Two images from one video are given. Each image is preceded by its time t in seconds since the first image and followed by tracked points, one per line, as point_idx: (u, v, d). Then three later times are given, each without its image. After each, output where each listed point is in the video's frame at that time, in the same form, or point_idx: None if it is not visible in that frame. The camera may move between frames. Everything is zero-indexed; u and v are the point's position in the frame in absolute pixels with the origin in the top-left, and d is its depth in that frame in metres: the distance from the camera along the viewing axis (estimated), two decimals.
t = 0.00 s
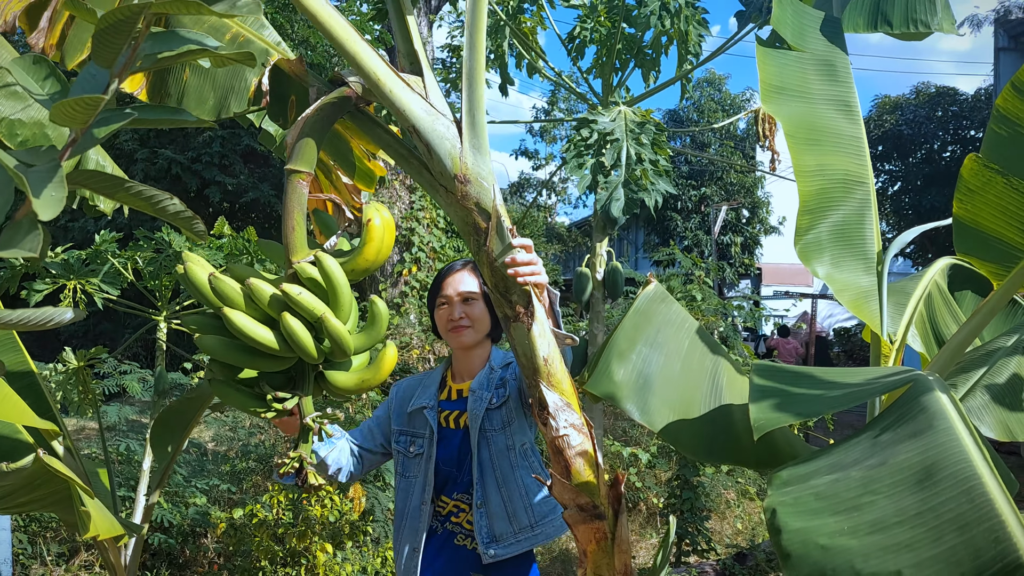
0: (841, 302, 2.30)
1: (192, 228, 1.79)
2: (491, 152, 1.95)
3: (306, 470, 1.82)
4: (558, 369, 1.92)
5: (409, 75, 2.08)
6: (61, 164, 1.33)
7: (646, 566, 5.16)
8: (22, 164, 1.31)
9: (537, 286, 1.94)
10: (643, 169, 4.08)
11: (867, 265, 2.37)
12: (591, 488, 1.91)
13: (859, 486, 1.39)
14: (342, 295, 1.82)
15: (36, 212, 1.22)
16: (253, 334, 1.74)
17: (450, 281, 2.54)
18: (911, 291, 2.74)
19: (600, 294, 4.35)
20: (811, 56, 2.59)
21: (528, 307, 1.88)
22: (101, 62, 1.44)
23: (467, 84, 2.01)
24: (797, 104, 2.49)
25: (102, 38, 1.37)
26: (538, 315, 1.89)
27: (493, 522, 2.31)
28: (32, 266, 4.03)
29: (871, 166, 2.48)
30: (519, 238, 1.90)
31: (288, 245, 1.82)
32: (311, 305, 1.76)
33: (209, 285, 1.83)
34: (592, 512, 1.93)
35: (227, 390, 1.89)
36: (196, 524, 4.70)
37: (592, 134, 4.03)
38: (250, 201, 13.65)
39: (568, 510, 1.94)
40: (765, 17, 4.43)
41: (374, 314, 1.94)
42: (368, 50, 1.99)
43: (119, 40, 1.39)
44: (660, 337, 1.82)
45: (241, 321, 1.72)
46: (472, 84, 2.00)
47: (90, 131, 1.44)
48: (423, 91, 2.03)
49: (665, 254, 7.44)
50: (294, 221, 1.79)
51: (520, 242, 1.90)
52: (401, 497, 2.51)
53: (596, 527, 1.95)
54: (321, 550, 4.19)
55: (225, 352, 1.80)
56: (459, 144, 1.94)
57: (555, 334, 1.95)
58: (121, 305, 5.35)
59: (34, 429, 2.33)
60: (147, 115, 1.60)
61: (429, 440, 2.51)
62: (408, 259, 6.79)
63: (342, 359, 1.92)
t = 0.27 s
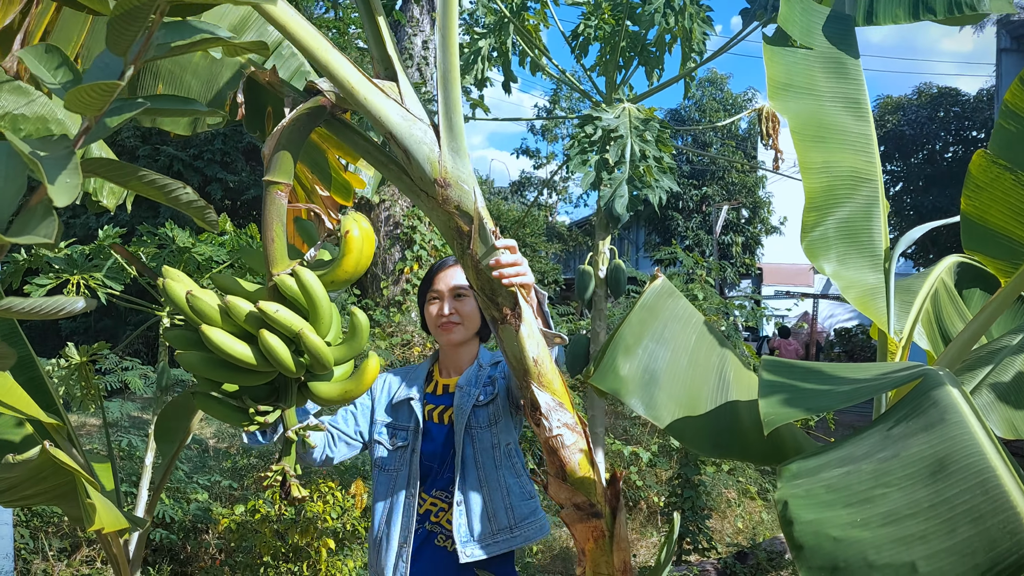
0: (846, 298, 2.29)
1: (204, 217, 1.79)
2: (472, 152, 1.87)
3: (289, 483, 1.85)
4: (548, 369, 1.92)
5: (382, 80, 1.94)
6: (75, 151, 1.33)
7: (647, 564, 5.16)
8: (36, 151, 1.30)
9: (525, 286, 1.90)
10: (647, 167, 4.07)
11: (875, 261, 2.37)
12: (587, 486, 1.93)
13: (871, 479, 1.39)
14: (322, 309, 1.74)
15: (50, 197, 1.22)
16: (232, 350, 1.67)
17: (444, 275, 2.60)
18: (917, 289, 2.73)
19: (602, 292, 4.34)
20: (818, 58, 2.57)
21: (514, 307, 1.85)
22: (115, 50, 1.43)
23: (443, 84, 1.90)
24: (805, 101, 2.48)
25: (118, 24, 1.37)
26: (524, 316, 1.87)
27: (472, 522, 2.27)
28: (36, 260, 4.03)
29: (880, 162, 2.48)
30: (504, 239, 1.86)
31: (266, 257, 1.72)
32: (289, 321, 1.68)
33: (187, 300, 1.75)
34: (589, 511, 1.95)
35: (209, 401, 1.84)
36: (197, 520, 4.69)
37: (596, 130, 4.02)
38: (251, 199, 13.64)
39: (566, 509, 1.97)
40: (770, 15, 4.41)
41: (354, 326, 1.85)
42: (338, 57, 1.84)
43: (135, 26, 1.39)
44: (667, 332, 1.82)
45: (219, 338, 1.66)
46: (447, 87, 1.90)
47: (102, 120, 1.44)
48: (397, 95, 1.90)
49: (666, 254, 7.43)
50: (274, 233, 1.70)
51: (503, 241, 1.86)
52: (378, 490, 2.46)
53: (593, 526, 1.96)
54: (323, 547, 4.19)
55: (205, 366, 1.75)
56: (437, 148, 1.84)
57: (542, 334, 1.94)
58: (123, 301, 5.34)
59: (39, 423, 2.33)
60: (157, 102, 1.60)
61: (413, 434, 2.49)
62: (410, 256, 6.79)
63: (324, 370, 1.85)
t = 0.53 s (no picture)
0: (853, 296, 2.28)
1: (209, 212, 1.80)
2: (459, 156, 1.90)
3: (279, 491, 2.11)
4: (543, 369, 1.90)
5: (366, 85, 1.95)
6: (81, 142, 1.33)
7: (649, 564, 5.14)
8: (41, 143, 1.30)
9: (516, 288, 1.90)
10: (651, 165, 4.07)
11: (880, 259, 2.36)
12: (586, 485, 1.90)
13: (879, 478, 1.39)
14: (310, 317, 1.68)
15: (56, 189, 1.22)
16: (219, 361, 1.62)
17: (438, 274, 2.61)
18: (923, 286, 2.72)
19: (605, 291, 4.33)
20: (821, 55, 2.57)
21: (507, 308, 1.85)
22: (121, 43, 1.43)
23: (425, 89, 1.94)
24: (811, 98, 2.47)
25: (124, 15, 1.37)
26: (518, 317, 1.86)
27: (455, 522, 2.26)
28: (39, 258, 4.03)
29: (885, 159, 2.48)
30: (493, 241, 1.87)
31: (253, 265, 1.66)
32: (277, 331, 1.62)
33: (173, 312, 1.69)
34: (588, 510, 1.92)
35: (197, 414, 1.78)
36: (200, 517, 4.70)
37: (600, 128, 4.01)
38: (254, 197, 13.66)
39: (565, 509, 1.94)
40: (774, 13, 4.40)
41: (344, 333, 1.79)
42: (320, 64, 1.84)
43: (140, 19, 1.39)
44: (672, 328, 1.82)
45: (205, 349, 1.60)
46: (432, 88, 1.92)
47: (108, 112, 1.43)
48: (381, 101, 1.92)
49: (669, 253, 7.42)
50: (262, 244, 1.66)
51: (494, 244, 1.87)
52: (360, 485, 2.46)
53: (593, 525, 1.94)
54: (325, 545, 4.19)
55: (192, 379, 1.69)
56: (424, 151, 1.86)
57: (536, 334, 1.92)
58: (126, 299, 5.34)
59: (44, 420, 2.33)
60: (163, 95, 1.60)
61: (402, 431, 2.49)
62: (413, 255, 6.79)
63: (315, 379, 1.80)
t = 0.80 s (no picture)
0: (856, 290, 2.27)
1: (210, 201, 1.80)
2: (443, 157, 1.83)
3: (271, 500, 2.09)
4: (535, 369, 1.87)
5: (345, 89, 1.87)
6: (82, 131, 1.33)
7: (652, 560, 5.14)
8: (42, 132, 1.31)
9: (505, 287, 1.87)
10: (654, 160, 4.06)
11: (884, 253, 2.35)
12: (582, 482, 1.89)
13: (883, 471, 1.39)
14: (299, 323, 1.67)
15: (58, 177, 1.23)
16: (207, 369, 1.61)
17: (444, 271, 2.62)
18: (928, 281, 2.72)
19: (608, 287, 4.33)
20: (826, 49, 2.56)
21: (496, 309, 1.80)
22: (123, 31, 1.44)
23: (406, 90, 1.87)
24: (816, 92, 2.47)
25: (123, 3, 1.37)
26: (507, 316, 1.81)
27: (470, 518, 2.27)
28: (43, 254, 4.03)
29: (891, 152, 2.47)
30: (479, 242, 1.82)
31: (239, 274, 1.64)
32: (265, 337, 1.62)
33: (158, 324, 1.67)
34: (585, 506, 1.91)
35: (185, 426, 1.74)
36: (204, 513, 4.72)
37: (604, 124, 4.00)
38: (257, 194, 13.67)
39: (562, 506, 1.93)
40: (778, 8, 4.38)
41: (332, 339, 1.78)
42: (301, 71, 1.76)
43: (140, 8, 1.39)
44: (676, 322, 1.82)
45: (193, 358, 1.59)
46: (411, 90, 1.87)
47: (108, 101, 1.44)
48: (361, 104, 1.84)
49: (672, 249, 7.40)
50: (245, 252, 1.62)
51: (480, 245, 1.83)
52: (372, 480, 2.47)
53: (589, 521, 1.93)
54: (329, 541, 4.20)
55: (180, 390, 1.67)
56: (406, 154, 1.79)
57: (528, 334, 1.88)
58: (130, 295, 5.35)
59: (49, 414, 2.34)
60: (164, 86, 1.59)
61: (414, 426, 2.49)
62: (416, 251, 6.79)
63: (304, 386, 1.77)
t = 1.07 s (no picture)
0: (863, 288, 2.27)
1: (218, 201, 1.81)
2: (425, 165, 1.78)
3: (257, 524, 1.83)
4: (529, 372, 1.83)
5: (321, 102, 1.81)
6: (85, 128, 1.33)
7: (660, 558, 5.13)
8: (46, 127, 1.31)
9: (494, 293, 1.84)
10: (661, 158, 4.04)
11: (891, 252, 2.34)
12: (579, 484, 1.86)
13: (887, 469, 1.39)
14: (278, 342, 1.63)
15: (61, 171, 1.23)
16: (185, 394, 1.58)
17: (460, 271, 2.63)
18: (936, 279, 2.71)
19: (615, 286, 4.32)
20: (832, 45, 2.56)
21: (485, 315, 1.79)
22: (123, 29, 1.42)
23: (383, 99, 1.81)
24: (823, 90, 2.46)
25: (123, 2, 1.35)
26: (497, 321, 1.79)
27: (490, 518, 2.30)
28: (53, 254, 4.06)
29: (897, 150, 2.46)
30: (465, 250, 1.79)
31: (220, 292, 1.63)
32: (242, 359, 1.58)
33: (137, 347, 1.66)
34: (584, 508, 1.89)
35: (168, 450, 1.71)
36: (213, 511, 4.76)
37: (610, 122, 4.00)
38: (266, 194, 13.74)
39: (561, 508, 1.90)
40: (785, 5, 4.36)
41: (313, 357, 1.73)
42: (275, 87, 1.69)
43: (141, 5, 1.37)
44: (681, 321, 1.82)
45: (171, 383, 1.57)
46: (388, 101, 1.81)
47: (110, 98, 1.42)
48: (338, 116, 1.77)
49: (680, 248, 7.38)
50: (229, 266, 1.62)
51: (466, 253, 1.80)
52: (394, 466, 2.45)
53: (590, 522, 1.91)
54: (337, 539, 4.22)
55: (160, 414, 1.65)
56: (387, 166, 1.74)
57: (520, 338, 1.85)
58: (140, 295, 5.39)
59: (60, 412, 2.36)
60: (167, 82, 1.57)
61: (438, 414, 2.46)
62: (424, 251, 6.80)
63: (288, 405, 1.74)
